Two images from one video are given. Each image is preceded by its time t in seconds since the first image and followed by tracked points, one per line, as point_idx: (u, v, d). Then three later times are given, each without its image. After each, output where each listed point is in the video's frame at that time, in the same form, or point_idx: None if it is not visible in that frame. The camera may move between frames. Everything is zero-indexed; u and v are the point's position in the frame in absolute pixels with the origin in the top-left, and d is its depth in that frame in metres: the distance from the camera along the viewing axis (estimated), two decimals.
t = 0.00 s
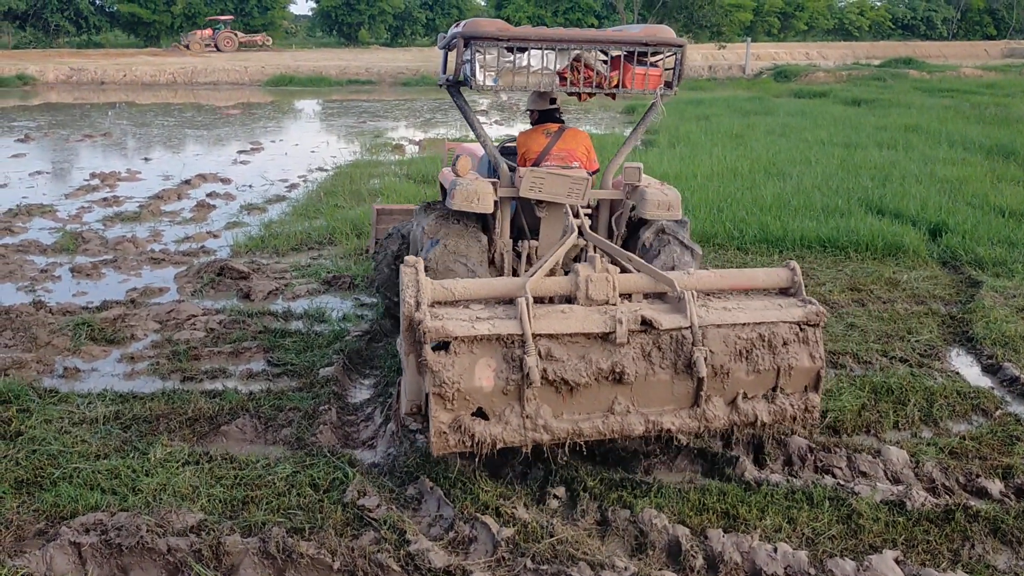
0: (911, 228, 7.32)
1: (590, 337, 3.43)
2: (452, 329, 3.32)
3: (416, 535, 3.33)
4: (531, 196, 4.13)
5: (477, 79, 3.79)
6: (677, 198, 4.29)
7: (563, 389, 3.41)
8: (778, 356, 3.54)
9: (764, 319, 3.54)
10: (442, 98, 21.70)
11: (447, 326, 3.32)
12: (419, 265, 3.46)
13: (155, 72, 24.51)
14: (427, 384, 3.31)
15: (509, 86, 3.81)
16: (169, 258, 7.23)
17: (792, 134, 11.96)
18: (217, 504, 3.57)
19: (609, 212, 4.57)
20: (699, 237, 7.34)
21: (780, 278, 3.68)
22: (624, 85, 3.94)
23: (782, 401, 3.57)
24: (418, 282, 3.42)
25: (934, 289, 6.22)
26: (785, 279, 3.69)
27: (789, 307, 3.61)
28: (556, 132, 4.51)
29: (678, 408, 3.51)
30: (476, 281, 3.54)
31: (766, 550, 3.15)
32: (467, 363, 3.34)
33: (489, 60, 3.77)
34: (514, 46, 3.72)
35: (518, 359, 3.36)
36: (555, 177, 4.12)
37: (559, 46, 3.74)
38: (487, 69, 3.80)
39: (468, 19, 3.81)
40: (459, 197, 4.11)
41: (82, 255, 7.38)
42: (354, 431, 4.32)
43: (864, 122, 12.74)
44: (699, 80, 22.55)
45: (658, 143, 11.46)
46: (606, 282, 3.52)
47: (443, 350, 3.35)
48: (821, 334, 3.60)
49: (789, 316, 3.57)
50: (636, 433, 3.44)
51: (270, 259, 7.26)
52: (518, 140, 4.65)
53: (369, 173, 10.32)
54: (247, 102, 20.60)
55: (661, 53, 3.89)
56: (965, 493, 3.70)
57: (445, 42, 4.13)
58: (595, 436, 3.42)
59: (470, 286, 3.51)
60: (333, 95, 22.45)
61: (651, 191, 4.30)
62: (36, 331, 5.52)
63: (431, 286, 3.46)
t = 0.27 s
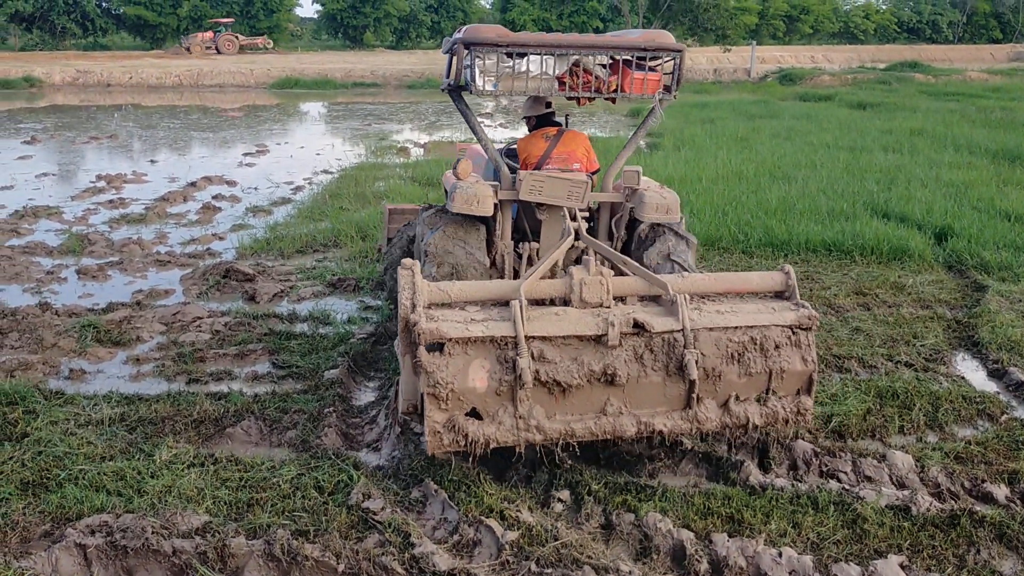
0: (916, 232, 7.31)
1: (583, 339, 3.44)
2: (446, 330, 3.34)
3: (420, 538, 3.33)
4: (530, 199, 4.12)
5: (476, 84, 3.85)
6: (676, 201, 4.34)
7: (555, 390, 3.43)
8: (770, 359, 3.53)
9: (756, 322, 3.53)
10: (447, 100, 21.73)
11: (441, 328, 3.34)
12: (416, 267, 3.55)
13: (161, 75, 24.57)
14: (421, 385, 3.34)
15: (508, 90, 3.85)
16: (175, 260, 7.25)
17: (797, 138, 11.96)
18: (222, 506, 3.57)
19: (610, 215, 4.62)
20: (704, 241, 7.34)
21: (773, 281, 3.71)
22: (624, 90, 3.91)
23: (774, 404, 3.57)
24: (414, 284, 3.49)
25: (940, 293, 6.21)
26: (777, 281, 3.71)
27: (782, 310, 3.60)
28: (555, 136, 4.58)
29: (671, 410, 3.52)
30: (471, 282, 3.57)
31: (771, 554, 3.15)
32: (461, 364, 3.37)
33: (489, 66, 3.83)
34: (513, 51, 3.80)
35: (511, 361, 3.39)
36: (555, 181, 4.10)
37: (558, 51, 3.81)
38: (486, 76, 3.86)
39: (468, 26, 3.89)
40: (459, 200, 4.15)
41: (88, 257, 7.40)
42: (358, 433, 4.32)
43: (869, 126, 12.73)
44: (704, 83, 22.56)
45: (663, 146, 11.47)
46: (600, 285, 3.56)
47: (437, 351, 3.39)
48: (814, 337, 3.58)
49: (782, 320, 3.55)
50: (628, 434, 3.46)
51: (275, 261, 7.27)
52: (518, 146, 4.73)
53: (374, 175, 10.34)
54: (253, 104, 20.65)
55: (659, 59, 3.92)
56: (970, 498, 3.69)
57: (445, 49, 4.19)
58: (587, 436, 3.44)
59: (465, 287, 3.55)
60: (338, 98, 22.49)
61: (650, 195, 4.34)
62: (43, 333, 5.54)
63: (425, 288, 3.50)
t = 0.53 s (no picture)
0: (922, 237, 7.29)
1: (573, 342, 3.48)
2: (437, 333, 3.38)
3: (425, 543, 3.32)
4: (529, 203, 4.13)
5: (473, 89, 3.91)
6: (673, 205, 4.39)
7: (545, 392, 3.46)
8: (760, 363, 3.56)
9: (746, 327, 3.55)
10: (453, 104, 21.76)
11: (432, 330, 3.38)
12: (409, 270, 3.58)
13: (167, 78, 24.63)
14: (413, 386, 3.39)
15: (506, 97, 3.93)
16: (180, 264, 7.26)
17: (802, 143, 11.95)
18: (227, 510, 3.57)
19: (609, 219, 4.67)
20: (709, 246, 7.33)
21: (767, 286, 3.71)
22: (621, 95, 3.99)
23: (764, 407, 3.59)
24: (407, 288, 3.53)
25: (946, 299, 6.19)
26: (771, 286, 3.71)
27: (773, 315, 3.62)
28: (554, 141, 4.85)
29: (661, 413, 3.55)
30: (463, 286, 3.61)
31: (778, 561, 3.14)
32: (452, 366, 3.41)
33: (487, 72, 3.91)
34: (510, 58, 3.87)
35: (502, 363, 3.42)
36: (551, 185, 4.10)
37: (555, 57, 3.87)
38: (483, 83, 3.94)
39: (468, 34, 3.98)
40: (458, 204, 4.24)
41: (94, 260, 7.41)
42: (363, 437, 4.30)
43: (875, 131, 12.71)
44: (709, 88, 22.56)
45: (668, 151, 11.47)
46: (591, 288, 3.56)
47: (429, 353, 3.43)
48: (804, 342, 3.60)
49: (771, 324, 3.57)
50: (618, 436, 3.49)
51: (281, 264, 7.28)
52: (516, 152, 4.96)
53: (379, 179, 10.35)
54: (258, 108, 20.69)
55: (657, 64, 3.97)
56: (977, 505, 3.67)
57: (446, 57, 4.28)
58: (576, 438, 3.48)
59: (457, 291, 3.58)
60: (344, 101, 22.53)
61: (647, 199, 4.40)
62: (48, 336, 5.54)
63: (417, 291, 3.54)
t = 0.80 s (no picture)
0: (925, 244, 7.28)
1: (561, 344, 3.50)
2: (426, 335, 3.43)
3: (427, 550, 3.32)
4: (526, 207, 4.32)
5: (468, 94, 4.11)
6: (668, 209, 4.39)
7: (533, 394, 3.49)
8: (747, 366, 3.56)
9: (733, 330, 3.56)
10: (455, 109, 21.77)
11: (421, 332, 3.44)
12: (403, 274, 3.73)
13: (171, 83, 24.67)
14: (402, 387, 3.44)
15: (501, 102, 4.11)
16: (183, 268, 7.27)
17: (805, 149, 11.95)
18: (228, 515, 3.57)
19: (607, 221, 4.70)
20: (712, 251, 7.32)
21: (758, 290, 3.72)
22: (615, 100, 4.20)
23: (752, 411, 3.59)
24: (399, 290, 3.63)
25: (949, 305, 6.18)
26: (761, 289, 3.72)
27: (761, 318, 3.63)
28: (551, 145, 4.95)
29: (649, 415, 3.56)
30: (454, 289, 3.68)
31: (779, 568, 3.13)
32: (441, 368, 3.45)
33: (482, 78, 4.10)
34: (505, 64, 4.06)
35: (489, 364, 3.45)
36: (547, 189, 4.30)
37: (549, 63, 4.06)
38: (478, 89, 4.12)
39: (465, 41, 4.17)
40: (454, 208, 4.38)
41: (97, 264, 7.42)
42: (365, 442, 4.29)
43: (877, 137, 12.71)
44: (712, 93, 22.56)
45: (671, 156, 11.48)
46: (580, 291, 3.61)
47: (419, 355, 3.48)
48: (792, 346, 3.60)
49: (759, 328, 3.58)
50: (605, 438, 3.51)
51: (283, 269, 7.28)
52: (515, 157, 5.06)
53: (381, 183, 10.36)
54: (261, 113, 20.71)
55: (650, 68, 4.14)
56: (980, 513, 3.66)
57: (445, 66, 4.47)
58: (563, 439, 3.50)
59: (449, 294, 3.66)
60: (346, 106, 22.56)
61: (642, 202, 4.42)
62: (51, 340, 5.55)
63: (407, 293, 3.62)
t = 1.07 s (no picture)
0: (926, 248, 7.28)
1: (550, 344, 3.57)
2: (416, 333, 3.51)
3: (427, 554, 3.30)
4: (522, 208, 4.37)
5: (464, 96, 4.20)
6: (663, 210, 4.51)
7: (522, 392, 3.56)
8: (735, 366, 3.62)
9: (721, 330, 3.62)
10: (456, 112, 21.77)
11: (411, 331, 3.51)
12: (395, 273, 3.81)
13: (171, 85, 24.66)
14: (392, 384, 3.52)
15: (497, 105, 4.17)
16: (183, 271, 7.26)
17: (805, 153, 11.94)
18: (228, 519, 3.56)
19: (604, 222, 4.76)
20: (712, 255, 7.32)
21: (748, 291, 3.79)
22: (611, 103, 4.23)
23: (740, 411, 3.64)
24: (391, 289, 3.71)
25: (950, 310, 6.17)
26: (751, 291, 3.79)
27: (751, 319, 3.68)
28: (549, 147, 5.03)
29: (637, 414, 3.63)
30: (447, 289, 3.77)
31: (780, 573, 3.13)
32: (431, 366, 3.53)
33: (477, 80, 4.19)
34: (500, 67, 4.15)
35: (479, 363, 3.53)
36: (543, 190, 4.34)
37: (544, 66, 4.13)
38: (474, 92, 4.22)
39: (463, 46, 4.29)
40: (451, 209, 4.47)
41: (97, 267, 7.42)
42: (365, 446, 4.28)
43: (878, 141, 12.71)
44: (713, 97, 22.56)
45: (672, 160, 11.48)
46: (570, 291, 3.69)
47: (409, 353, 3.56)
48: (780, 347, 3.65)
49: (747, 329, 3.63)
50: (593, 436, 3.57)
51: (283, 272, 7.28)
52: (513, 159, 5.16)
53: (382, 187, 10.36)
54: (262, 116, 20.71)
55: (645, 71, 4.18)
56: (982, 518, 3.65)
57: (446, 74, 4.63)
58: (552, 438, 3.56)
59: (441, 293, 3.75)
60: (347, 109, 22.56)
61: (638, 204, 4.54)
62: (51, 342, 5.54)
63: (399, 291, 3.70)
